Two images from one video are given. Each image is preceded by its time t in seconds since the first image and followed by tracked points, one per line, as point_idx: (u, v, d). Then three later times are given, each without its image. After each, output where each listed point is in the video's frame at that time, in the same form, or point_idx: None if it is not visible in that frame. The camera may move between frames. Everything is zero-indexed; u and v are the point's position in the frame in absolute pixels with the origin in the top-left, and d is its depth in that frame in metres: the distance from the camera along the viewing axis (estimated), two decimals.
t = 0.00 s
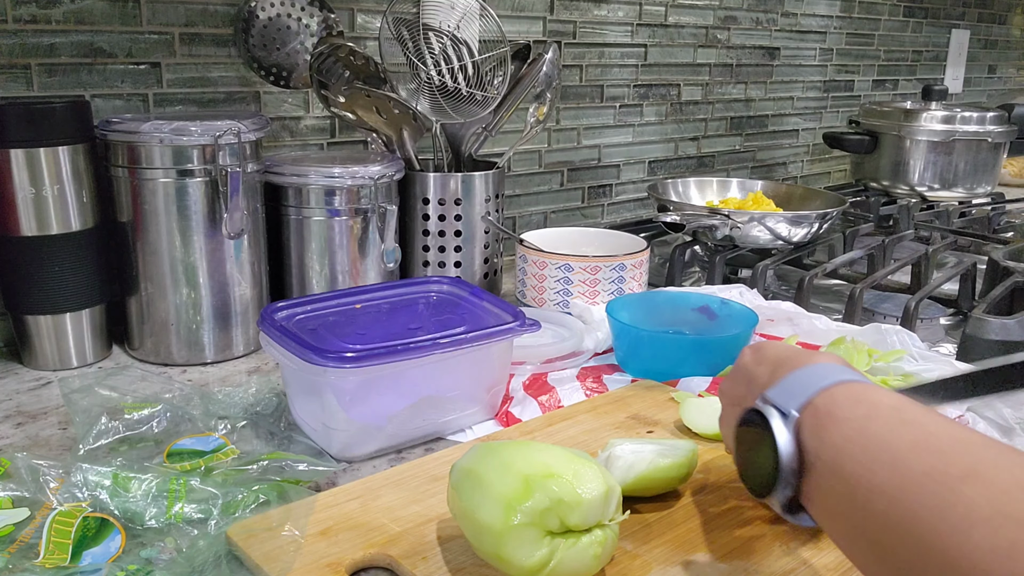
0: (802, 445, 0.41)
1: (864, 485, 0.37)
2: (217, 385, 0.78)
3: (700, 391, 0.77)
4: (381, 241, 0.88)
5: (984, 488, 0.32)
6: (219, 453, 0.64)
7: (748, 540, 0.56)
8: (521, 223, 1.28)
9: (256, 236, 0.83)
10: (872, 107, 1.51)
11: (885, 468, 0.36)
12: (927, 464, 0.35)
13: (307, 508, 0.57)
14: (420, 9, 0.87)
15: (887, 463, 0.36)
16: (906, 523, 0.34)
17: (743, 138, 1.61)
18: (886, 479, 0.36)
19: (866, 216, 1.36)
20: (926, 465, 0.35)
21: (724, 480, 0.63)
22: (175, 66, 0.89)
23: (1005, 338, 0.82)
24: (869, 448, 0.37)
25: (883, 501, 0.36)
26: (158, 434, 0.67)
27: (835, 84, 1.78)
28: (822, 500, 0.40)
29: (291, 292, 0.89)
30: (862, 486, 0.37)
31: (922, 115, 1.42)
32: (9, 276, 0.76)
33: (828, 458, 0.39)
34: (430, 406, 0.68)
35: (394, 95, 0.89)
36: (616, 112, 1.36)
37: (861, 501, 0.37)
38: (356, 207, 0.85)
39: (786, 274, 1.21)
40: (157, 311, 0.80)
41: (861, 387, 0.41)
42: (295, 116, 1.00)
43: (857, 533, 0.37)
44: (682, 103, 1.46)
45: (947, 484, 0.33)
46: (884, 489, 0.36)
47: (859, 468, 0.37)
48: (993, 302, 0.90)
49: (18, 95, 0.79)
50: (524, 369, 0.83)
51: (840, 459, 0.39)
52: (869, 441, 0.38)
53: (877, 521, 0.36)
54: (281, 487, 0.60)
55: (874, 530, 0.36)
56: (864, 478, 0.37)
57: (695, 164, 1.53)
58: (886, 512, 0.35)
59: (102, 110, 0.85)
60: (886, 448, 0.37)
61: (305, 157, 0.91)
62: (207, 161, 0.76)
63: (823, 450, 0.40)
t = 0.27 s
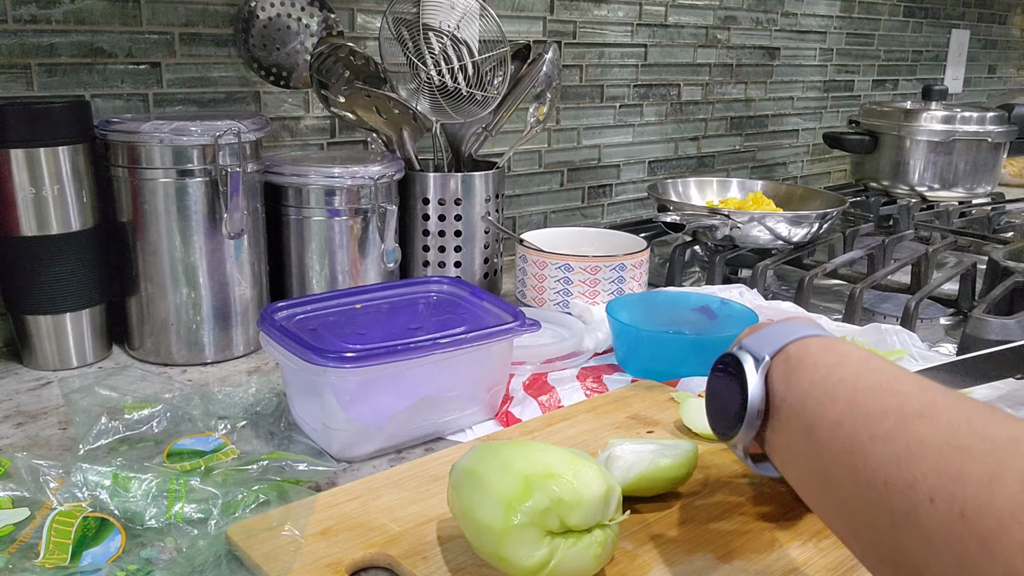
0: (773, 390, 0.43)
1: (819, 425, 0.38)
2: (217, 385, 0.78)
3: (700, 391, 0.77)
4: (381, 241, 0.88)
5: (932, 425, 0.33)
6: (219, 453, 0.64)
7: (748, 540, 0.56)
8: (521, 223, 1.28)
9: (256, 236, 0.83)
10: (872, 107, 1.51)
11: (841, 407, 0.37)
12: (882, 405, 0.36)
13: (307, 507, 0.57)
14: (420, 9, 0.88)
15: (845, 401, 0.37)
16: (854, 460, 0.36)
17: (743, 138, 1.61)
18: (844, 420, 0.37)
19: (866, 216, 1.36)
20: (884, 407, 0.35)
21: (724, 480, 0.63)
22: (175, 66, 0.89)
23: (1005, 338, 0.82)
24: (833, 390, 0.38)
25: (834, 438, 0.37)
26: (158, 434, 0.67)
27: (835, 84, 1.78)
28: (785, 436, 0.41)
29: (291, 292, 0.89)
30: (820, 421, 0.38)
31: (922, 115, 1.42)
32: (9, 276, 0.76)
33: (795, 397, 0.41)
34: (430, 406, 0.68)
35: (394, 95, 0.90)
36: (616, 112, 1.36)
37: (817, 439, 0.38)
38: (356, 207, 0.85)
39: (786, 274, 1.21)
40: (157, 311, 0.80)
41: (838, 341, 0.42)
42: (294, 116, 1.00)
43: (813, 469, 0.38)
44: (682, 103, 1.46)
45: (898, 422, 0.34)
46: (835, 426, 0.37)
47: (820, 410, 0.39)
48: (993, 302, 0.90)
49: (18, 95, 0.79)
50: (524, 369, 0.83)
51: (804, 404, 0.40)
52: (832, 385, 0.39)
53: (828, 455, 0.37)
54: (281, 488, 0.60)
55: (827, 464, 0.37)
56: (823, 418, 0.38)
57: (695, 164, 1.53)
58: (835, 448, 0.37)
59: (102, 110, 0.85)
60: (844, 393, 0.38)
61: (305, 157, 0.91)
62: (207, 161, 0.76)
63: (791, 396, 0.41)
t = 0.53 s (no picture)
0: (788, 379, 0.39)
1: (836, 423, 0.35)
2: (217, 385, 0.78)
3: (700, 392, 0.78)
4: (381, 241, 0.88)
5: (953, 414, 0.30)
6: (218, 452, 0.63)
7: (749, 540, 0.56)
8: (521, 223, 1.28)
9: (256, 236, 0.83)
10: (872, 107, 1.51)
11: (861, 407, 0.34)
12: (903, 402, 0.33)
13: (307, 506, 0.57)
14: (420, 9, 0.88)
15: (859, 389, 0.34)
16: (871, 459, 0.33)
17: (743, 138, 1.61)
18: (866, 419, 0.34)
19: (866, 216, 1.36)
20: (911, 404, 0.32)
21: (724, 480, 0.63)
22: (175, 66, 0.89)
23: (1005, 337, 0.82)
24: (848, 380, 0.35)
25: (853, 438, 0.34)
26: (158, 434, 0.67)
27: (835, 84, 1.78)
28: (791, 431, 0.38)
29: (291, 292, 0.89)
30: (832, 412, 0.35)
31: (922, 115, 1.42)
32: (9, 276, 0.76)
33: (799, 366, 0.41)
34: (430, 406, 0.68)
35: (394, 95, 0.90)
36: (616, 112, 1.36)
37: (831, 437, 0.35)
38: (356, 207, 0.85)
39: (786, 274, 1.21)
40: (156, 311, 0.80)
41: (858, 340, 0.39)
42: (295, 116, 1.00)
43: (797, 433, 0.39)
44: (682, 104, 1.46)
45: (912, 411, 0.32)
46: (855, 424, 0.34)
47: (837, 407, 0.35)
48: (993, 302, 0.90)
49: (18, 95, 0.79)
50: (524, 369, 0.83)
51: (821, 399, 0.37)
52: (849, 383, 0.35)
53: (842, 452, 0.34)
54: (281, 487, 0.60)
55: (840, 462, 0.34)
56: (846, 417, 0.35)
57: (695, 164, 1.53)
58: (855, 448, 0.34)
59: (102, 110, 0.85)
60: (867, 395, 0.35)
61: (305, 157, 0.91)
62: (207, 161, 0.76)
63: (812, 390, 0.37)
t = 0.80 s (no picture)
0: (842, 450, 0.43)
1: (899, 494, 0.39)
2: (217, 385, 0.78)
3: (700, 392, 0.78)
4: (381, 241, 0.88)
5: None
6: (218, 453, 0.63)
7: (748, 540, 0.56)
8: (521, 223, 1.28)
9: (256, 236, 0.83)
10: (872, 107, 1.51)
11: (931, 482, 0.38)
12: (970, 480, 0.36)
13: (307, 507, 0.57)
14: (420, 9, 0.87)
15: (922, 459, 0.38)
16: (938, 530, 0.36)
17: (743, 138, 1.61)
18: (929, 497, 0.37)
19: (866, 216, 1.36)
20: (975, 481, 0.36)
21: (724, 480, 0.63)
22: (175, 66, 0.89)
23: (1005, 337, 0.82)
24: (911, 453, 0.39)
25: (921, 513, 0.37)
26: (158, 434, 0.67)
27: (835, 84, 1.78)
28: (846, 491, 0.42)
29: (291, 292, 0.89)
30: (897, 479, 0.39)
31: (922, 115, 1.42)
32: (9, 276, 0.76)
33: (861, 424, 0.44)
34: (430, 406, 0.68)
35: (394, 95, 0.90)
36: (616, 112, 1.36)
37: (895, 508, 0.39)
38: (356, 207, 0.85)
39: (786, 274, 1.21)
40: (157, 311, 0.80)
41: (915, 406, 0.43)
42: (295, 116, 1.00)
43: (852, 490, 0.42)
44: (682, 104, 1.46)
45: (989, 494, 0.35)
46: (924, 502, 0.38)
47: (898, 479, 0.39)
48: (993, 302, 0.90)
49: (18, 95, 0.79)
50: (524, 369, 0.83)
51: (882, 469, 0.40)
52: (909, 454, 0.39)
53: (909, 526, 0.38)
54: (281, 487, 0.60)
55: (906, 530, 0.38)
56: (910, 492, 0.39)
57: (695, 164, 1.53)
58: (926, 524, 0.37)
59: (102, 110, 0.85)
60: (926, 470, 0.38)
61: (305, 156, 0.91)
62: (207, 161, 0.76)
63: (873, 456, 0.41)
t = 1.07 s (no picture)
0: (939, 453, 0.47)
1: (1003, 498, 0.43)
2: (217, 385, 0.78)
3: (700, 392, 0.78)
4: (381, 241, 0.88)
5: None
6: (218, 453, 0.63)
7: (748, 539, 0.56)
8: (521, 223, 1.28)
9: (256, 236, 0.83)
10: (872, 107, 1.51)
11: None
12: None
13: (307, 508, 0.57)
14: (420, 9, 0.87)
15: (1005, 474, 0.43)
16: None
17: (743, 138, 1.61)
18: None
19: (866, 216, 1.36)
20: None
21: (724, 480, 0.63)
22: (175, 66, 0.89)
23: (1005, 338, 0.82)
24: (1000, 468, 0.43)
25: None
26: (158, 434, 0.67)
27: (835, 84, 1.78)
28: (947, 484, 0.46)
29: (291, 292, 0.89)
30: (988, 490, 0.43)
31: (922, 115, 1.42)
32: (9, 276, 0.76)
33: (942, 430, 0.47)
34: (430, 406, 0.68)
35: (394, 95, 0.90)
36: (616, 112, 1.36)
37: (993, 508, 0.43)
38: (356, 207, 0.85)
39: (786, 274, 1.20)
40: (157, 311, 0.80)
41: None
42: (295, 116, 1.00)
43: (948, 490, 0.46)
44: (682, 104, 1.46)
45: None
46: None
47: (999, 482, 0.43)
48: (993, 303, 0.90)
49: (18, 95, 0.79)
50: (524, 369, 0.83)
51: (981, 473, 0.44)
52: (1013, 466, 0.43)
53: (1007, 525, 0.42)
54: (281, 488, 0.60)
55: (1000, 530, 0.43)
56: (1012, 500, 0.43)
57: (695, 164, 1.53)
58: None
59: (102, 110, 0.85)
60: None
61: (305, 156, 0.91)
62: (207, 161, 0.76)
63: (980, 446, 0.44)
